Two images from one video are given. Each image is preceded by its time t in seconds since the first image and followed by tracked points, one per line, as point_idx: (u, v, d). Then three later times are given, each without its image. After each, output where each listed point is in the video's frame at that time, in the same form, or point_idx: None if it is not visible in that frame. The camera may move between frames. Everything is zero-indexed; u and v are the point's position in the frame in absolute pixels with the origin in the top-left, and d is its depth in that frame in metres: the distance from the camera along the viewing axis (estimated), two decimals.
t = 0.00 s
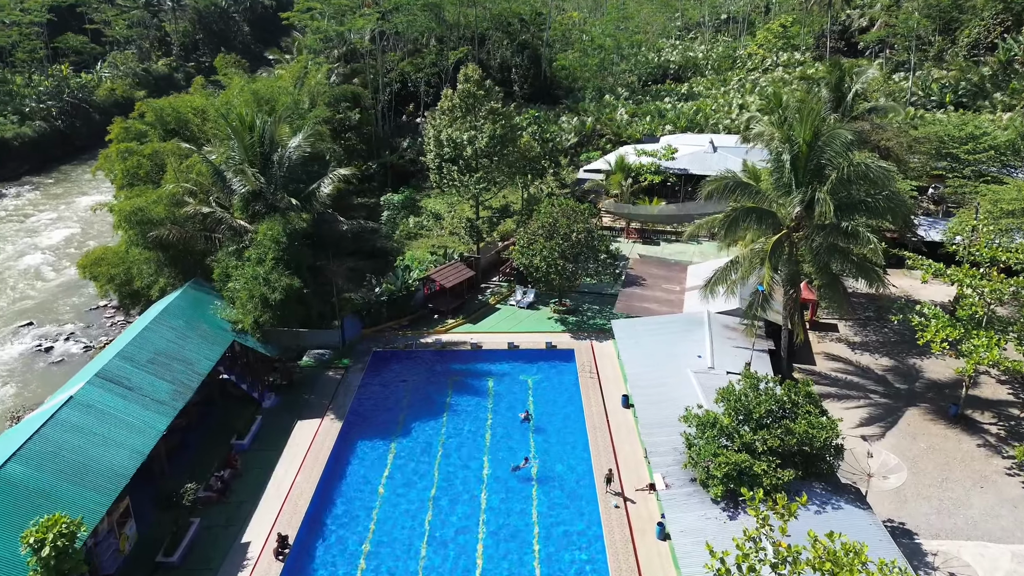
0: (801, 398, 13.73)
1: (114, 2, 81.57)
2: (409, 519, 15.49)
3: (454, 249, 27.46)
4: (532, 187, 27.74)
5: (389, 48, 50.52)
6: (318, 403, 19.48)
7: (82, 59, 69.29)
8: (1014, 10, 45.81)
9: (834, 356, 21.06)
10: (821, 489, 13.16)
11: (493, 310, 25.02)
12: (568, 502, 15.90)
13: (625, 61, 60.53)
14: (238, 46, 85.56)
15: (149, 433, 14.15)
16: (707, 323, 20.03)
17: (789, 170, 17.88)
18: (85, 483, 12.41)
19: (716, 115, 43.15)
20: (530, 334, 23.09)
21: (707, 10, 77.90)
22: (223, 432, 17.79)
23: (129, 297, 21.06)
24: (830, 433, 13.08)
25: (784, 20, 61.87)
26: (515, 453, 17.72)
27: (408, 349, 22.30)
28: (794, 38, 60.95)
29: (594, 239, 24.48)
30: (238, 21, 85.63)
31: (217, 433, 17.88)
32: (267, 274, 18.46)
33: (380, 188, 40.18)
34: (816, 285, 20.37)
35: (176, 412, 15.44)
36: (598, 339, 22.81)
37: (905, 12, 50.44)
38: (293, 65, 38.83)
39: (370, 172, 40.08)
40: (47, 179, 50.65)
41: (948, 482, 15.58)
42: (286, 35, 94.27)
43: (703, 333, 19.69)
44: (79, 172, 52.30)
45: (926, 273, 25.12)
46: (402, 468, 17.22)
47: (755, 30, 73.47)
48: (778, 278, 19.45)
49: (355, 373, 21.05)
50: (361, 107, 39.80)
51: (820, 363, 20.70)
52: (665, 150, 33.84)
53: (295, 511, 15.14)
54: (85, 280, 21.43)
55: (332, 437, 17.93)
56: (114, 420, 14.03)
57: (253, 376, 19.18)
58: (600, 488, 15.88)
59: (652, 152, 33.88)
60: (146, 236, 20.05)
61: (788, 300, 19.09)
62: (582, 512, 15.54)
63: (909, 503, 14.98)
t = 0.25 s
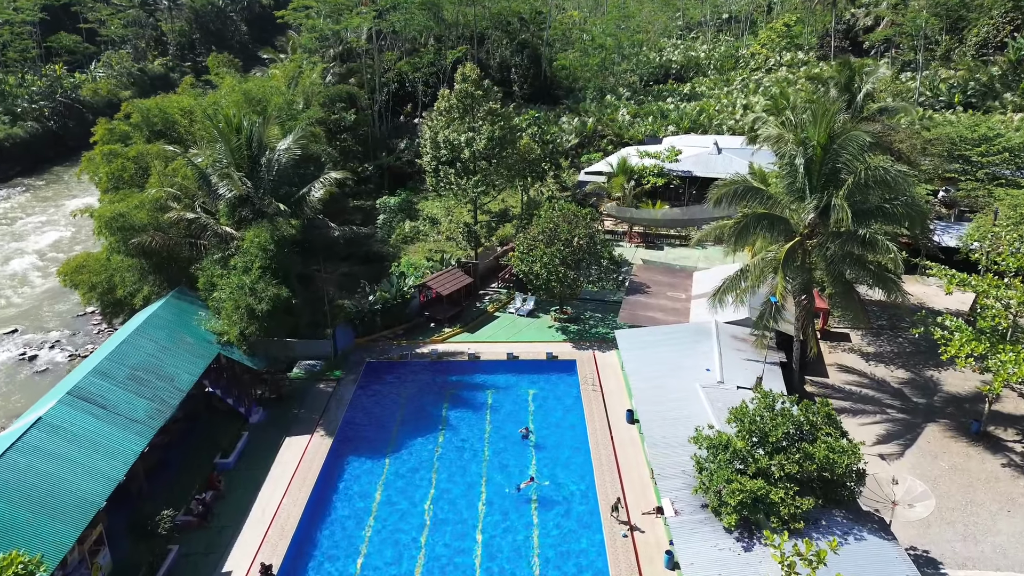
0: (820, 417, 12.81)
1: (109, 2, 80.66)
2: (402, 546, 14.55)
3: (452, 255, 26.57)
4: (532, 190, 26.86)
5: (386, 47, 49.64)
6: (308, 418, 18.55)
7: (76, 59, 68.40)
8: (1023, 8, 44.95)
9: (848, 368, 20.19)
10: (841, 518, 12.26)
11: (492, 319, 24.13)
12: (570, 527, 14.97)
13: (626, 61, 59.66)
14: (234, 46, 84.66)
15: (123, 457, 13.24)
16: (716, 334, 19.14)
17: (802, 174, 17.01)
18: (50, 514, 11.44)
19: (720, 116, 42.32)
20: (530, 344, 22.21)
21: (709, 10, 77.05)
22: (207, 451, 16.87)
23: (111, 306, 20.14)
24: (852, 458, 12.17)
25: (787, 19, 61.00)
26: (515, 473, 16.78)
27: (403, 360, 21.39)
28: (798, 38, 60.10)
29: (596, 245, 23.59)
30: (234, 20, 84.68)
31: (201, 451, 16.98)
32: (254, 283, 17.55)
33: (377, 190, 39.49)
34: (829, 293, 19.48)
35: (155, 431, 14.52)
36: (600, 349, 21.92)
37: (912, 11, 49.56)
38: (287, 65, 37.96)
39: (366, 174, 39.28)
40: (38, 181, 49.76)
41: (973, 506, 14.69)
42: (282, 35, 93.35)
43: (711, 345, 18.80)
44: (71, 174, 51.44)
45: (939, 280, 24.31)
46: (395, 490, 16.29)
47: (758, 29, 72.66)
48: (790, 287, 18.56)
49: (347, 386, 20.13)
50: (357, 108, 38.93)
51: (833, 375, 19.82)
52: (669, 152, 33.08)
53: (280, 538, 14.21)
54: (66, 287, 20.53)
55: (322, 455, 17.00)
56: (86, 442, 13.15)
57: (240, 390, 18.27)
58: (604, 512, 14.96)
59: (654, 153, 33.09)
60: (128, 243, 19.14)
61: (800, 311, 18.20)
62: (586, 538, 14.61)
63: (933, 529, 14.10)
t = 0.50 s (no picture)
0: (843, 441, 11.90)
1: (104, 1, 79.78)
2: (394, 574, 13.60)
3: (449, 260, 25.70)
4: (532, 193, 25.98)
5: (383, 46, 48.78)
6: (297, 434, 17.64)
7: (69, 59, 67.53)
8: None
9: (862, 380, 19.32)
10: (866, 550, 11.35)
11: (490, 327, 23.28)
12: (574, 553, 14.04)
13: (627, 61, 58.80)
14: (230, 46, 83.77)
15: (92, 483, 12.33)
16: (725, 345, 18.24)
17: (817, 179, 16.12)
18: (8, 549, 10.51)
19: (724, 116, 41.44)
20: (529, 355, 21.33)
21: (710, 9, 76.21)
22: (188, 471, 15.96)
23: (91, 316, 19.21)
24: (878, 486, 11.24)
25: (791, 18, 60.15)
26: (514, 494, 15.86)
27: (397, 372, 20.49)
28: (802, 37, 59.25)
29: (598, 251, 22.70)
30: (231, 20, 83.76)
31: (183, 472, 16.09)
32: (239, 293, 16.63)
33: (373, 193, 38.83)
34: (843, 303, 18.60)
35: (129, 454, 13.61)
36: (603, 360, 21.03)
37: (919, 9, 48.67)
38: (281, 64, 37.09)
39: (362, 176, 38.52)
40: (29, 183, 48.86)
41: (1001, 532, 13.81)
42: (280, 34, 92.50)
43: (720, 357, 17.90)
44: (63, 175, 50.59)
45: (954, 287, 23.46)
46: (387, 512, 15.34)
47: (761, 28, 71.82)
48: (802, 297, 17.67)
49: (339, 400, 19.21)
50: (353, 108, 38.07)
51: (847, 388, 18.95)
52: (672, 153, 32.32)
53: (263, 566, 13.26)
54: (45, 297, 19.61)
55: (310, 474, 16.07)
56: (53, 466, 12.28)
57: (225, 406, 17.38)
58: (610, 537, 14.05)
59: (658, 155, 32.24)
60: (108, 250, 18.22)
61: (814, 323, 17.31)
62: (590, 565, 13.66)
63: (959, 557, 13.21)
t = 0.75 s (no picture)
0: (869, 469, 10.99)
1: None
2: None
3: (446, 267, 24.82)
4: (531, 197, 25.10)
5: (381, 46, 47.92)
6: (284, 453, 16.75)
7: (63, 60, 66.71)
8: None
9: (878, 395, 18.43)
10: None
11: (488, 337, 22.40)
12: None
13: (629, 61, 57.97)
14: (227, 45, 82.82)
15: (58, 515, 11.45)
16: (735, 358, 17.34)
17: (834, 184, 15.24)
18: None
19: (728, 117, 40.56)
20: (529, 366, 20.44)
21: (712, 8, 75.39)
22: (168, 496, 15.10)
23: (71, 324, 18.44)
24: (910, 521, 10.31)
25: (795, 17, 59.37)
26: (513, 517, 14.96)
27: (391, 384, 19.58)
28: (805, 37, 58.42)
29: (601, 257, 21.81)
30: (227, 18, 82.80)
31: (163, 495, 15.24)
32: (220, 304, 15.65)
33: (370, 195, 38.06)
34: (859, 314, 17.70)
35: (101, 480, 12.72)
36: (607, 372, 20.15)
37: (926, 8, 47.83)
38: (274, 64, 36.21)
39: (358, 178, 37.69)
40: (19, 185, 48.01)
41: None
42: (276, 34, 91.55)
43: (730, 371, 17.00)
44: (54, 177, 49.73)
45: (971, 295, 22.60)
46: (378, 537, 14.44)
47: (764, 27, 70.95)
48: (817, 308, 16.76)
49: (329, 415, 18.32)
50: (349, 108, 37.19)
51: (863, 403, 18.07)
52: (677, 155, 31.39)
53: None
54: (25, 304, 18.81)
55: (296, 497, 15.17)
56: (14, 496, 11.40)
57: (209, 423, 16.50)
58: (614, 567, 13.15)
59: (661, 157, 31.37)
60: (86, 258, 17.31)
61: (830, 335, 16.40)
62: None
63: None
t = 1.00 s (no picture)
0: (901, 503, 10.07)
1: None
2: None
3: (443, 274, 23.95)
4: (531, 202, 24.21)
5: (378, 46, 47.05)
6: (270, 474, 15.85)
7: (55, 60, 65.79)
8: None
9: (896, 412, 17.55)
10: None
11: (487, 347, 21.51)
12: None
13: (630, 61, 57.11)
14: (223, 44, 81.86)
15: (20, 551, 10.52)
16: (746, 373, 16.43)
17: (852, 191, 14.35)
18: None
19: (732, 118, 39.69)
20: (529, 379, 19.53)
21: (714, 8, 74.56)
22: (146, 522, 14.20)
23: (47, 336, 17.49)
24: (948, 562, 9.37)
25: (799, 16, 58.50)
26: (513, 545, 14.03)
27: (384, 399, 18.68)
28: (809, 36, 57.56)
29: (604, 265, 20.90)
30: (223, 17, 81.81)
31: (141, 521, 14.35)
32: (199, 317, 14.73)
33: (366, 198, 37.25)
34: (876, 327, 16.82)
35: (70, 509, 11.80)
36: (611, 385, 19.26)
37: (933, 7, 46.98)
38: (267, 63, 35.33)
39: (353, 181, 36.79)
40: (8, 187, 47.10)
41: None
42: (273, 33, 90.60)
43: (742, 387, 16.09)
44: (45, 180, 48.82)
45: (988, 305, 21.74)
46: (368, 567, 13.51)
47: (767, 27, 70.13)
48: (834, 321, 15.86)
49: (319, 432, 17.42)
50: (344, 109, 36.30)
51: (881, 420, 17.20)
52: (681, 158, 30.50)
53: None
54: None
55: (282, 523, 14.26)
56: None
57: (190, 443, 15.61)
58: None
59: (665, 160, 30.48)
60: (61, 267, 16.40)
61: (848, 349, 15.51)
62: None
63: None
